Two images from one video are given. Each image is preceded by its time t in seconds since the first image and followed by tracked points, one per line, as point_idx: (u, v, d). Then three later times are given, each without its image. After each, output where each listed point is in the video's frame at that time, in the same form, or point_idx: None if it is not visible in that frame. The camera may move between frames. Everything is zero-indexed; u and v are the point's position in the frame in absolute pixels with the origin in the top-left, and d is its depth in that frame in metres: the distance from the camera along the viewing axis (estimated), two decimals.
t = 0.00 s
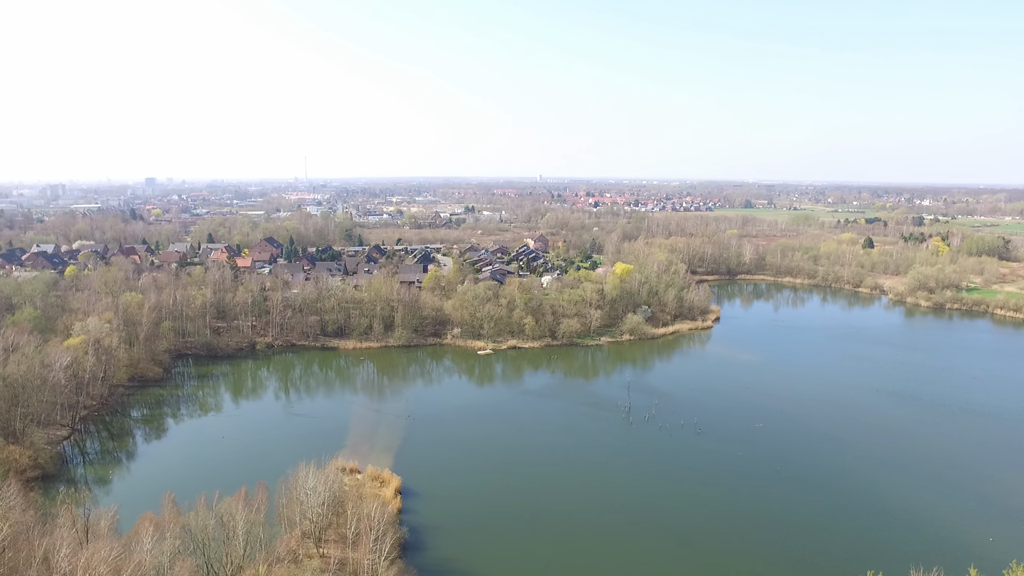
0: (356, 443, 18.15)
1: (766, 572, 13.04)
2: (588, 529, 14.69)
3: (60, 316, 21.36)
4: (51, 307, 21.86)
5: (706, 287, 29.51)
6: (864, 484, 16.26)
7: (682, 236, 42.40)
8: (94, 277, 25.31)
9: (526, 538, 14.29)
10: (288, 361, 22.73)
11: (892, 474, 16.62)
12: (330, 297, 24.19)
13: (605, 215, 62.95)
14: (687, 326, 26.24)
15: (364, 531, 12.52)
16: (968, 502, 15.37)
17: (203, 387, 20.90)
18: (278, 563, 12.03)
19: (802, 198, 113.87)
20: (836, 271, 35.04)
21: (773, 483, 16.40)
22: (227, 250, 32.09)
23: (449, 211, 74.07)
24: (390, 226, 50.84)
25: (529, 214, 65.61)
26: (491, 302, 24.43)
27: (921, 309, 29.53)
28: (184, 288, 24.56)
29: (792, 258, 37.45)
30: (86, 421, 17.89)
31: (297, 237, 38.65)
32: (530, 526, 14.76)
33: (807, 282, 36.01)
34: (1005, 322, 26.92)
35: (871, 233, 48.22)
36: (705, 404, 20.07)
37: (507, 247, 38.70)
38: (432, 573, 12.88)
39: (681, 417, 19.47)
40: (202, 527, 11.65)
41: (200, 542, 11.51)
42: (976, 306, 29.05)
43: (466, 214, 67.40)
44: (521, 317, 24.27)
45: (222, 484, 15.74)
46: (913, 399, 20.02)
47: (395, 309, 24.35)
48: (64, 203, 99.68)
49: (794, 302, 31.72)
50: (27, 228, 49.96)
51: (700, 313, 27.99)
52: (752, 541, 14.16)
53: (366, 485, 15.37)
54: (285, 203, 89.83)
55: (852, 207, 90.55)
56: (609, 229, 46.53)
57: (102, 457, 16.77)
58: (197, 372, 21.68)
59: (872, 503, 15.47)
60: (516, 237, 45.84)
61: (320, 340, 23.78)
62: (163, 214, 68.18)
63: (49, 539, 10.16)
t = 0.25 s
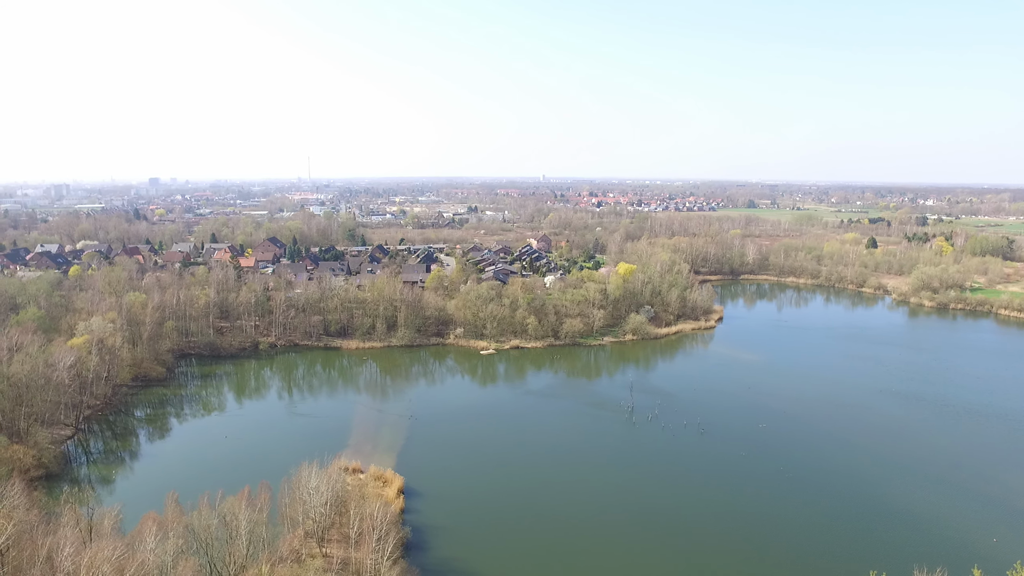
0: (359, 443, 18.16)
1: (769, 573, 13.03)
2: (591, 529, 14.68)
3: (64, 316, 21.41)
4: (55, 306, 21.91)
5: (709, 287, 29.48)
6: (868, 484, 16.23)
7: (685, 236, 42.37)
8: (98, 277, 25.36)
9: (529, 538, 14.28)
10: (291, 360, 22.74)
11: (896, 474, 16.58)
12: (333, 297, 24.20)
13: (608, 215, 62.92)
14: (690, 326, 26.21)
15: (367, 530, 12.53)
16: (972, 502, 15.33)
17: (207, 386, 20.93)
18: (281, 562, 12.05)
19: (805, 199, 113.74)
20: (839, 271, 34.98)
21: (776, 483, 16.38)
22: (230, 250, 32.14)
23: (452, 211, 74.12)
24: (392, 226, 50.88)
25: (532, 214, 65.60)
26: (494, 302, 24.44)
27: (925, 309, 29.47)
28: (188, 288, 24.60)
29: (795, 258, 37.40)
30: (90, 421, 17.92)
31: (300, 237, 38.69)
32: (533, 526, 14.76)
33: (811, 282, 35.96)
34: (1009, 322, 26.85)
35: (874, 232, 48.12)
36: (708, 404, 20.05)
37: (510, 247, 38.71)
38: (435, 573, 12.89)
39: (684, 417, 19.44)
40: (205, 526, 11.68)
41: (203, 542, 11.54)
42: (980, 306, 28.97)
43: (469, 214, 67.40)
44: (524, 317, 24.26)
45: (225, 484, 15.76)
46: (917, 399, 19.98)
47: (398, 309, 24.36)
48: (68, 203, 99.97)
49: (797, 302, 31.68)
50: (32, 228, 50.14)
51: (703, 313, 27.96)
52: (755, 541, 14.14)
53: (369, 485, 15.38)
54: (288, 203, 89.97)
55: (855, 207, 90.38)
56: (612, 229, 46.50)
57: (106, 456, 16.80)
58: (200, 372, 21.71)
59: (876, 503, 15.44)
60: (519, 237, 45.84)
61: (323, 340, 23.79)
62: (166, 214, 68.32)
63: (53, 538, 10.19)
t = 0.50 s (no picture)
0: (357, 443, 18.14)
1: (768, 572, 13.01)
2: (590, 529, 14.67)
3: (61, 316, 21.38)
4: (52, 306, 21.88)
5: (707, 286, 29.49)
6: (867, 484, 16.22)
7: (684, 236, 42.38)
8: (96, 277, 25.34)
9: (528, 538, 14.27)
10: (289, 360, 22.71)
11: (894, 474, 16.58)
12: (331, 297, 24.17)
13: (606, 215, 62.91)
14: (688, 326, 26.21)
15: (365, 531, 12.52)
16: (971, 502, 15.33)
17: (205, 386, 20.91)
18: (279, 563, 12.02)
19: (803, 199, 113.83)
20: (837, 271, 34.98)
21: (774, 483, 16.39)
22: (229, 250, 32.16)
23: (451, 211, 74.10)
24: (391, 226, 50.89)
25: (530, 213, 65.65)
26: (492, 302, 24.42)
27: (923, 308, 29.49)
28: (186, 288, 24.59)
29: (793, 258, 37.41)
30: (88, 421, 17.89)
31: (298, 237, 38.71)
32: (531, 526, 14.74)
33: (809, 282, 35.97)
34: (1007, 322, 26.87)
35: (873, 232, 48.17)
36: (706, 404, 20.04)
37: (508, 247, 38.70)
38: (433, 573, 12.86)
39: (683, 416, 19.44)
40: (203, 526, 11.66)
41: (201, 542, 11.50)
42: (978, 305, 28.97)
43: (467, 214, 67.43)
44: (522, 317, 24.23)
45: (223, 485, 15.73)
46: (915, 399, 19.97)
47: (397, 309, 24.34)
48: (66, 203, 99.98)
49: (795, 302, 31.71)
50: (29, 227, 50.10)
51: (701, 313, 27.95)
52: (754, 540, 14.13)
53: (367, 486, 15.35)
54: (287, 203, 89.95)
55: (853, 207, 90.41)
56: (611, 229, 46.49)
57: (103, 456, 16.78)
58: (198, 372, 21.69)
59: (875, 503, 15.43)
60: (517, 237, 45.87)
61: (321, 340, 23.78)
62: (164, 214, 68.29)
63: (50, 539, 10.15)
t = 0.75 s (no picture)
0: (330, 445, 17.97)
1: (740, 568, 13.08)
2: (563, 528, 14.64)
3: (25, 321, 20.88)
4: (15, 311, 21.37)
5: (680, 285, 29.68)
6: (837, 479, 16.39)
7: (657, 236, 42.60)
8: (60, 280, 24.80)
9: (500, 539, 14.19)
10: (261, 363, 22.42)
11: (864, 468, 16.78)
12: (303, 299, 23.90)
13: (579, 214, 63.07)
14: (661, 325, 26.35)
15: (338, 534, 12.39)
16: (938, 495, 15.56)
17: (174, 391, 20.57)
18: (251, 568, 11.84)
19: (780, 199, 115.26)
20: (808, 269, 35.43)
21: (746, 479, 16.53)
22: (199, 252, 31.78)
23: (426, 212, 73.79)
24: (365, 227, 50.56)
25: (505, 214, 65.63)
26: (466, 303, 24.28)
27: (891, 305, 29.95)
28: (155, 290, 24.19)
29: (765, 257, 37.80)
30: (52, 428, 17.50)
31: (270, 238, 38.33)
32: (504, 526, 14.67)
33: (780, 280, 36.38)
34: (971, 318, 27.39)
35: (842, 231, 48.92)
36: (679, 402, 20.12)
37: (483, 248, 38.60)
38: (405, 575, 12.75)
39: (656, 414, 19.52)
40: (173, 533, 11.43)
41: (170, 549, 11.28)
42: (944, 302, 29.34)
43: (442, 214, 67.23)
44: (496, 317, 24.16)
45: (193, 490, 15.48)
46: (883, 394, 20.25)
47: (369, 310, 24.17)
48: (34, 205, 97.77)
49: (766, 300, 32.06)
50: None
51: (674, 312, 28.12)
52: (726, 537, 14.21)
53: (341, 488, 15.20)
54: (260, 204, 88.88)
55: (827, 206, 91.74)
56: (585, 230, 46.60)
57: (68, 463, 16.42)
58: (167, 376, 21.34)
59: (845, 497, 15.59)
60: (492, 237, 45.84)
61: (293, 342, 23.54)
62: (132, 216, 67.07)
63: (11, 550, 9.86)
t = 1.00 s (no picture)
0: (292, 449, 17.71)
1: (702, 563, 13.20)
2: (526, 528, 14.61)
3: None
4: None
5: (642, 284, 29.94)
6: (797, 472, 16.66)
7: (620, 235, 42.85)
8: (7, 285, 23.93)
9: (463, 539, 14.15)
10: (221, 367, 21.99)
11: (822, 461, 17.09)
12: (263, 301, 23.50)
13: (541, 214, 63.10)
14: (624, 324, 26.51)
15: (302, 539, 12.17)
16: (893, 486, 15.88)
17: (131, 397, 20.06)
18: None
19: (746, 197, 116.93)
20: (768, 268, 36.05)
21: (709, 474, 16.70)
22: (155, 255, 31.14)
23: (389, 213, 73.16)
24: (327, 228, 49.92)
25: (468, 214, 65.43)
26: (429, 304, 24.09)
27: (848, 302, 30.58)
28: (109, 294, 23.58)
29: (726, 255, 38.26)
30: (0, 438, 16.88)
31: (230, 240, 37.64)
32: (466, 527, 14.61)
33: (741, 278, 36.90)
34: (925, 313, 28.09)
35: (801, 229, 49.86)
36: (643, 399, 20.27)
37: (446, 248, 38.36)
38: None
39: (620, 412, 19.62)
40: (129, 542, 11.07)
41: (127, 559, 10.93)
42: (899, 298, 30.10)
43: (406, 215, 66.75)
44: (459, 317, 24.04)
45: (150, 498, 15.10)
46: (841, 388, 20.64)
47: (332, 312, 23.86)
48: None
49: (728, 298, 32.50)
50: None
51: (637, 311, 28.32)
52: (688, 531, 14.36)
53: (304, 493, 14.95)
54: (219, 206, 87.04)
55: (791, 205, 93.24)
56: (548, 229, 46.61)
57: (18, 475, 15.83)
58: (123, 382, 20.78)
59: (805, 491, 15.84)
60: (456, 238, 45.67)
61: (254, 346, 23.11)
62: (84, 219, 65.06)
63: None
